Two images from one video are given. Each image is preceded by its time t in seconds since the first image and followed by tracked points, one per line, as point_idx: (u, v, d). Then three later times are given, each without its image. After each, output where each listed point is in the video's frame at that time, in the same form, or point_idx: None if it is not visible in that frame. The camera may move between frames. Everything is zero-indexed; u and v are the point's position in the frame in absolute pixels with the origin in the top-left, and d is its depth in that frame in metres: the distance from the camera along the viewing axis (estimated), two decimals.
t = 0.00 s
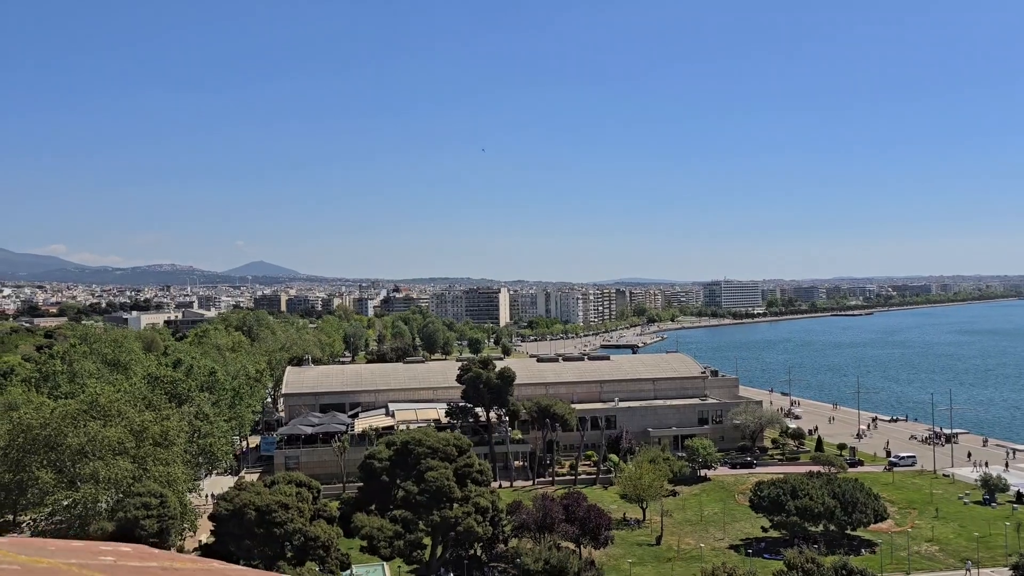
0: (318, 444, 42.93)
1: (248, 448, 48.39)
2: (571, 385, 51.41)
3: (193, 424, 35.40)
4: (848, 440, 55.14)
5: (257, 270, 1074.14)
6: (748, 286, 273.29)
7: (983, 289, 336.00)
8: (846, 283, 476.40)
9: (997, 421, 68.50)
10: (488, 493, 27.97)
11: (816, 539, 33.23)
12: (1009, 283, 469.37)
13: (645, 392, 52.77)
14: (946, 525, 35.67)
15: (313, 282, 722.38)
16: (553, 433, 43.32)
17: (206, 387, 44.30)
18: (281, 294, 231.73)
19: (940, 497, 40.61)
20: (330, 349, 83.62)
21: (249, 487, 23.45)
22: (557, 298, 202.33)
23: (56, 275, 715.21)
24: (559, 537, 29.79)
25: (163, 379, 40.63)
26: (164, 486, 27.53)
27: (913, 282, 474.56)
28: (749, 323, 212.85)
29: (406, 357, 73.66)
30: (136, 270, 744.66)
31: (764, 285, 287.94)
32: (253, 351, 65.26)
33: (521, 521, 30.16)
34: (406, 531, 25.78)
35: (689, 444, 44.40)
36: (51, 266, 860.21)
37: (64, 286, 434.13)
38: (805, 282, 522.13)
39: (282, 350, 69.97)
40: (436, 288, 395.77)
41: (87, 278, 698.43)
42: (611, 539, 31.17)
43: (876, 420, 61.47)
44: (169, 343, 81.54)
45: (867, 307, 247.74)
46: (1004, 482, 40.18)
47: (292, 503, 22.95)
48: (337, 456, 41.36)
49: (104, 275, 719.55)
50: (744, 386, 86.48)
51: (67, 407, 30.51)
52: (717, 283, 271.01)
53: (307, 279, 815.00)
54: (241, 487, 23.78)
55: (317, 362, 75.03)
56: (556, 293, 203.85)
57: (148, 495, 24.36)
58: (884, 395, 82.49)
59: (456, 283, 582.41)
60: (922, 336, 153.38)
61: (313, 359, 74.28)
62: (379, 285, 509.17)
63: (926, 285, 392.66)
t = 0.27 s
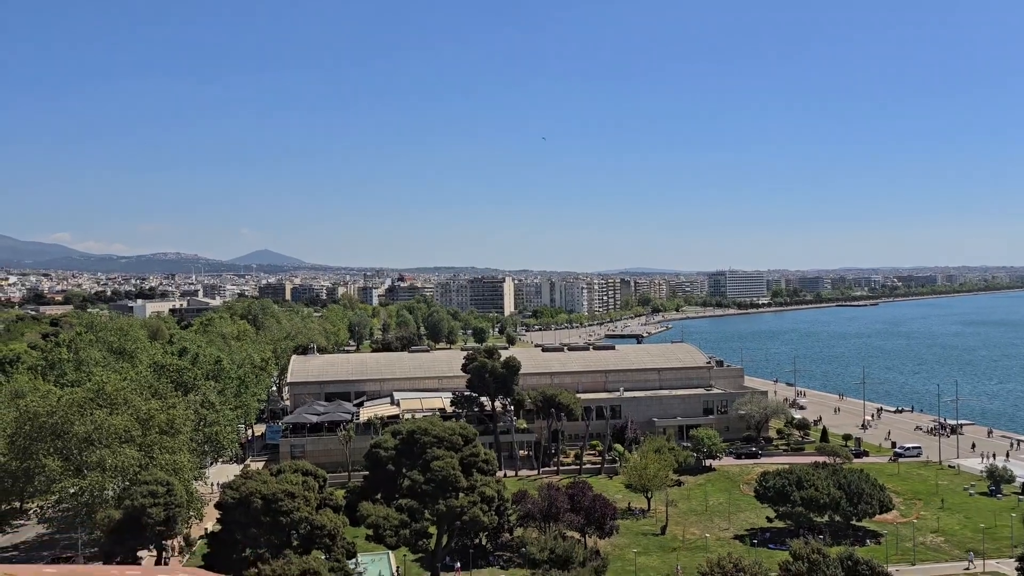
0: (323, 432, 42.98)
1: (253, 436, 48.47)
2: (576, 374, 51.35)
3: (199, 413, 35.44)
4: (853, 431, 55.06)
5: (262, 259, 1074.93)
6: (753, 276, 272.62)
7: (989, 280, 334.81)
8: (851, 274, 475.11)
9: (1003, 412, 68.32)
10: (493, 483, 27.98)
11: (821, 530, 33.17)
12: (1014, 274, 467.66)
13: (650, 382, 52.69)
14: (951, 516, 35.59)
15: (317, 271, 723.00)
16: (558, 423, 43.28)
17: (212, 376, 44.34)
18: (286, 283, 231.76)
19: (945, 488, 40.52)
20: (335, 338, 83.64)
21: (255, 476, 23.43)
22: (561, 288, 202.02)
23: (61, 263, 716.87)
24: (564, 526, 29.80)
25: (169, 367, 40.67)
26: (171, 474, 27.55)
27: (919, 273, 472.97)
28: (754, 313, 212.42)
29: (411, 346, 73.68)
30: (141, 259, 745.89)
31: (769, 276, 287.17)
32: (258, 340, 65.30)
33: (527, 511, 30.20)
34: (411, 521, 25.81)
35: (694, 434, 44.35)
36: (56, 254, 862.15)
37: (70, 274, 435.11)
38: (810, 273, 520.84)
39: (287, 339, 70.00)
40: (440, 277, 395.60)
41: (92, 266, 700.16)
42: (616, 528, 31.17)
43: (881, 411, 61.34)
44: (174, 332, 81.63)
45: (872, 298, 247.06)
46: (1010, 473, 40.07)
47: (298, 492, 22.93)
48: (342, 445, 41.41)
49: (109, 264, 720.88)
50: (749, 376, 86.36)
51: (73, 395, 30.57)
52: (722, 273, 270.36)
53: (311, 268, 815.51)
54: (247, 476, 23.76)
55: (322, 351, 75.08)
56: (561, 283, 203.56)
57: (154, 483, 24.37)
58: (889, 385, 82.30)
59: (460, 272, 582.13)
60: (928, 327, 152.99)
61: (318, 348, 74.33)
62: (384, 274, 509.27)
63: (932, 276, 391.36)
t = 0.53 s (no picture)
0: (322, 416, 43.06)
1: (252, 419, 48.58)
2: (575, 360, 51.43)
3: (198, 396, 35.48)
4: (850, 418, 55.24)
5: (260, 243, 1072.74)
6: (752, 263, 272.64)
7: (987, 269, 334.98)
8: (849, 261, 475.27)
9: (1000, 401, 68.55)
10: (492, 467, 28.02)
11: (818, 516, 33.33)
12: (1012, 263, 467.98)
13: (649, 368, 52.77)
14: (948, 504, 35.77)
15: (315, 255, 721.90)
16: (557, 408, 43.35)
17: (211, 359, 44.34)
18: (285, 266, 231.39)
19: (942, 476, 40.71)
20: (334, 322, 83.62)
21: (255, 459, 23.44)
22: (560, 274, 201.89)
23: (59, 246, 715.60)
24: (563, 511, 29.90)
25: (168, 350, 40.68)
26: (171, 456, 27.54)
27: (917, 261, 473.23)
28: (752, 300, 212.58)
29: (410, 331, 73.66)
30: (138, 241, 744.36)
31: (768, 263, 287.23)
32: (256, 323, 65.25)
33: (525, 495, 30.31)
34: (411, 504, 25.89)
35: (692, 420, 44.45)
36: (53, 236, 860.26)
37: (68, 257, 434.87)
38: (808, 260, 520.85)
39: (286, 323, 69.94)
40: (438, 263, 395.53)
41: (90, 249, 699.08)
42: (614, 513, 31.24)
43: (878, 399, 61.52)
44: (173, 315, 81.59)
45: (870, 286, 247.22)
46: (1007, 461, 40.24)
47: (298, 476, 22.97)
48: (340, 428, 41.51)
49: (107, 246, 719.48)
50: (747, 363, 86.53)
51: (73, 377, 30.63)
52: (721, 260, 270.34)
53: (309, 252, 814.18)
54: (247, 459, 23.78)
55: (320, 335, 75.11)
56: (560, 269, 203.43)
57: (154, 466, 24.30)
58: (886, 373, 82.50)
59: (459, 257, 581.45)
60: (926, 315, 153.22)
61: (317, 332, 74.32)
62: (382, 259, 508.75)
63: (930, 264, 391.53)
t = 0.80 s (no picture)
0: (316, 397, 43.09)
1: (246, 400, 48.59)
2: (569, 343, 51.54)
3: (192, 376, 35.47)
4: (842, 402, 55.62)
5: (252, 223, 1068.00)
6: (745, 248, 272.97)
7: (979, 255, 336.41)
8: (842, 247, 476.42)
9: (990, 386, 69.09)
10: (486, 450, 28.11)
11: (809, 500, 33.63)
12: (1004, 250, 469.98)
13: (642, 351, 52.94)
14: (938, 488, 36.13)
15: (308, 236, 719.23)
16: (550, 390, 43.48)
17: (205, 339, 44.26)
18: (277, 247, 230.47)
19: (932, 460, 41.09)
20: (328, 304, 83.50)
21: (249, 440, 23.44)
22: (554, 257, 201.75)
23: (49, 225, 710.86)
24: (556, 493, 30.07)
25: (162, 330, 40.60)
26: (165, 436, 27.53)
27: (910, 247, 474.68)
28: (745, 284, 213.08)
29: (404, 313, 73.62)
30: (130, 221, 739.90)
31: (761, 248, 287.75)
32: (250, 304, 65.09)
33: (519, 477, 30.45)
34: (405, 486, 26.00)
35: (685, 404, 44.67)
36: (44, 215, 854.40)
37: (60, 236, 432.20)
38: (801, 245, 521.91)
39: (280, 304, 69.78)
40: (432, 245, 394.74)
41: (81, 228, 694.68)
42: (607, 496, 31.40)
43: (870, 383, 61.91)
44: (166, 295, 81.31)
45: (863, 271, 247.97)
46: (996, 446, 40.61)
47: (292, 457, 23.01)
48: (334, 409, 41.57)
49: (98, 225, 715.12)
50: (739, 347, 86.91)
51: (67, 356, 30.59)
52: (714, 244, 270.58)
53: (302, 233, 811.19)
54: (241, 439, 23.78)
55: (314, 316, 75.02)
56: (554, 252, 203.29)
57: (148, 446, 24.28)
58: (878, 358, 82.99)
59: (452, 239, 580.52)
60: (917, 301, 153.94)
61: (310, 313, 74.21)
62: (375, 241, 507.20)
63: (923, 250, 392.86)
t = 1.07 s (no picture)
0: (308, 379, 43.10)
1: (238, 382, 48.57)
2: (561, 326, 51.64)
3: (184, 357, 35.44)
4: (832, 387, 56.01)
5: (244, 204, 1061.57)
6: (738, 233, 273.46)
7: (969, 241, 338.13)
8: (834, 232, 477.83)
9: (978, 372, 69.69)
10: (478, 432, 28.21)
11: (798, 484, 33.94)
12: (994, 237, 472.23)
13: (634, 335, 53.11)
14: (926, 473, 36.51)
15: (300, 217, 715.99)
16: (542, 374, 43.60)
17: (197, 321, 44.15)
18: (269, 229, 229.34)
19: (920, 445, 41.50)
20: (320, 286, 83.31)
21: (242, 421, 23.42)
22: (547, 240, 201.64)
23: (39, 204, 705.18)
24: (547, 476, 30.24)
25: (154, 311, 40.48)
26: (157, 418, 27.54)
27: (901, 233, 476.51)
28: (737, 269, 213.66)
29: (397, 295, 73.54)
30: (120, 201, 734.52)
31: (753, 233, 288.30)
32: (242, 285, 64.87)
33: (511, 460, 30.61)
34: (397, 468, 26.11)
35: (676, 388, 44.90)
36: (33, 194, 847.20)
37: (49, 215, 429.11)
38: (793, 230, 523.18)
39: (272, 285, 69.56)
40: (424, 227, 393.72)
41: (71, 207, 689.42)
42: (598, 479, 31.58)
43: (860, 369, 62.34)
44: (157, 276, 80.94)
45: (854, 256, 248.97)
46: (984, 432, 41.02)
47: (285, 438, 23.03)
48: (327, 391, 41.61)
49: (88, 205, 709.80)
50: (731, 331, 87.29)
51: (60, 336, 30.53)
52: (707, 229, 270.92)
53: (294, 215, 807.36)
54: (234, 421, 23.77)
55: (306, 298, 74.87)
56: (546, 235, 203.14)
57: (141, 427, 24.26)
58: (868, 343, 83.53)
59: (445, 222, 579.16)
60: (908, 286, 154.83)
61: (303, 295, 74.05)
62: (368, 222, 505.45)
63: (914, 236, 394.46)
